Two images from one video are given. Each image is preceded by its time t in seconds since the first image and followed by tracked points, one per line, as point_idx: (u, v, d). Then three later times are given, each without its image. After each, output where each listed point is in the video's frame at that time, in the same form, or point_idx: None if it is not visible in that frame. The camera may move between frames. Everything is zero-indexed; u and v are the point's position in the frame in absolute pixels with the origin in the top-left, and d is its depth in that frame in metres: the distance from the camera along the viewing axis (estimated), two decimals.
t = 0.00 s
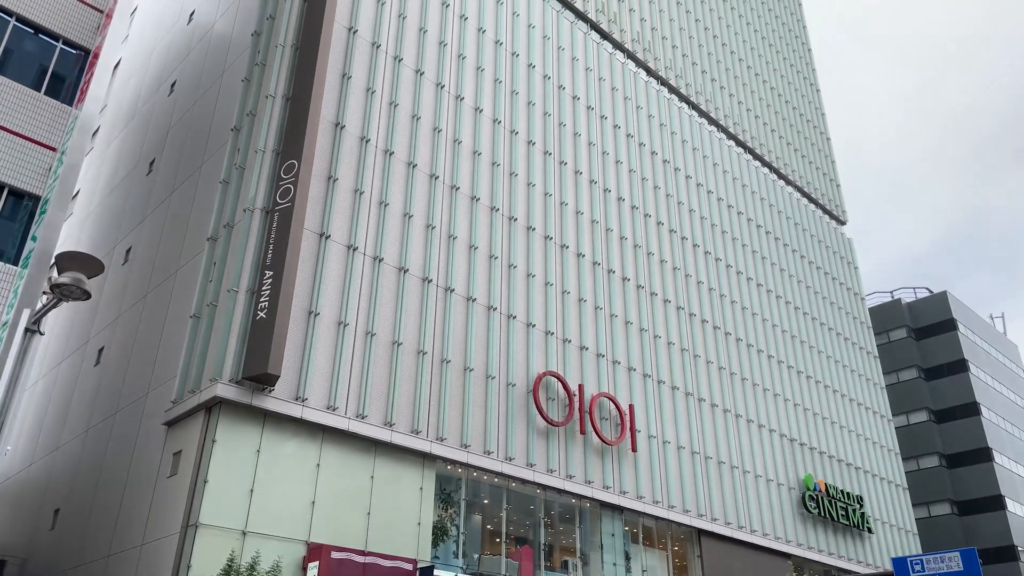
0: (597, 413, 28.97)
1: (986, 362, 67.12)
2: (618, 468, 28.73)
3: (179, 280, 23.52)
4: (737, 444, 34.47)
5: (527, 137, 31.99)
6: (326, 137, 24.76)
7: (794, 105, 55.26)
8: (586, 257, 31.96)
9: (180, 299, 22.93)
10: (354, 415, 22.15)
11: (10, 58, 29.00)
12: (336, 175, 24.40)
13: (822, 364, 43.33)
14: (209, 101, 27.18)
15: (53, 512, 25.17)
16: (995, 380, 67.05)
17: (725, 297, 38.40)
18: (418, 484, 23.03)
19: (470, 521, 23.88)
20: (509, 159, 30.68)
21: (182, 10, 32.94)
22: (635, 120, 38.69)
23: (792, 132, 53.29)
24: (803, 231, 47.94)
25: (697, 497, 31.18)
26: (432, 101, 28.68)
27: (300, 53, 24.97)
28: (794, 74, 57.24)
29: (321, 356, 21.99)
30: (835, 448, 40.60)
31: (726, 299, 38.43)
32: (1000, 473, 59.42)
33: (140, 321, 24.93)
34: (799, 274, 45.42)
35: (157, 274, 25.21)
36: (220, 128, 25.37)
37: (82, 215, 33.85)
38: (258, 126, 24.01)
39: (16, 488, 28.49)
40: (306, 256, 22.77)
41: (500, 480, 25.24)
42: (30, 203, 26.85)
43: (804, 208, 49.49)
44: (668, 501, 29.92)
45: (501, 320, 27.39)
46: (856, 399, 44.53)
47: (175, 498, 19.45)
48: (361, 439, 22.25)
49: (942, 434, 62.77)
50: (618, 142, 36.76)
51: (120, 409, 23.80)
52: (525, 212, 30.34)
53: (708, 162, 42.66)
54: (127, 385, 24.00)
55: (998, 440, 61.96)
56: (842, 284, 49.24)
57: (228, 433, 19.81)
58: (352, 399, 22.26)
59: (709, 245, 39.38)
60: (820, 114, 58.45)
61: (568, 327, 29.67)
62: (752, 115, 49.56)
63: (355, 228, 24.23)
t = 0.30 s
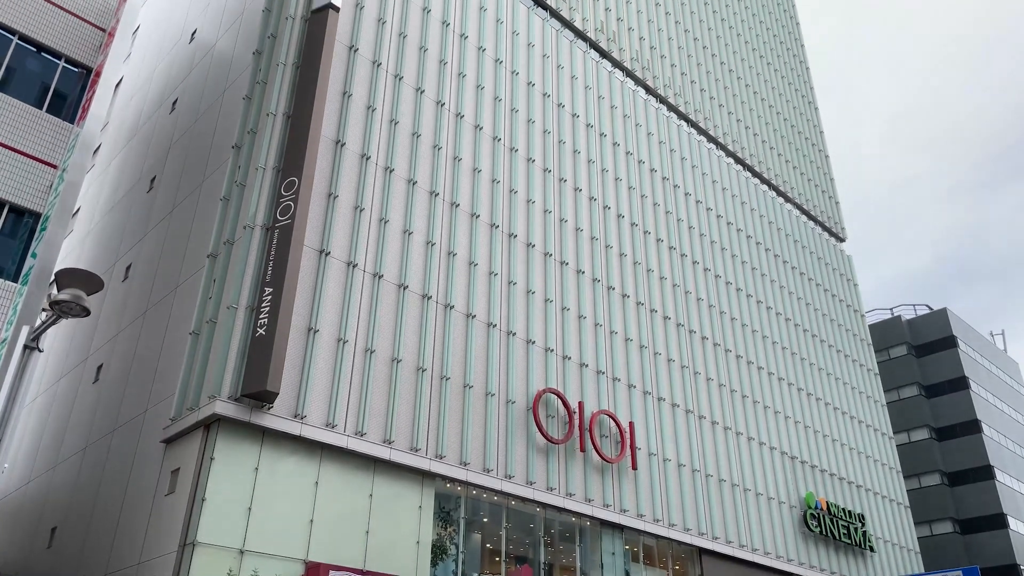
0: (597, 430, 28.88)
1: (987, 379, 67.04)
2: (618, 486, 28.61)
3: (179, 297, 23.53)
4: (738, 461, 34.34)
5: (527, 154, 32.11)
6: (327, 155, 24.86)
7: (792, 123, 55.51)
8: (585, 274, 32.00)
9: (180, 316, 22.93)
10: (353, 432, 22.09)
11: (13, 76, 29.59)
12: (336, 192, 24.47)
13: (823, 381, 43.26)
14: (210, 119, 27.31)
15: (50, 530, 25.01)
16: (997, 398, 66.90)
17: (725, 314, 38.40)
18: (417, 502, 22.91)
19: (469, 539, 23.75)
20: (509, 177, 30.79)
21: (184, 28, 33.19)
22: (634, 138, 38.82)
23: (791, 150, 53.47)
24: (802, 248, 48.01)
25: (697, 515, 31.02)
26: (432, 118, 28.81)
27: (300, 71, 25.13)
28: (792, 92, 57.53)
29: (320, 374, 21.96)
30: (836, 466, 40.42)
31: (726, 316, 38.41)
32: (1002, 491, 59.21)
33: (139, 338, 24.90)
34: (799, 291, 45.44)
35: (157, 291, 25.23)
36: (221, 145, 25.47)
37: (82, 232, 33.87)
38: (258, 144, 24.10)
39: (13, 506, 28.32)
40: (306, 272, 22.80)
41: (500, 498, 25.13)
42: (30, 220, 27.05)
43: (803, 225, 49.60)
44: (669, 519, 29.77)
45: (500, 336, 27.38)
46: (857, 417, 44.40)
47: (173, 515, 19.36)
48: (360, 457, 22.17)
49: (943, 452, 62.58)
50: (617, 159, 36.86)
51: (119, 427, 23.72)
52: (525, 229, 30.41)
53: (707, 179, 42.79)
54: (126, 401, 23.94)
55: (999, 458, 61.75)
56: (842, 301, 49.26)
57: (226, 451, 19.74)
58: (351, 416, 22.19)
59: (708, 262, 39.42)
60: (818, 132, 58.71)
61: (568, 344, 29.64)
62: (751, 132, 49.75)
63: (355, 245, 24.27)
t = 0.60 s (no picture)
0: (597, 449, 28.78)
1: (988, 398, 67.37)
2: (619, 504, 28.47)
3: (179, 315, 23.52)
4: (739, 479, 34.18)
5: (527, 172, 32.22)
6: (327, 172, 24.94)
7: (791, 141, 55.74)
8: (585, 291, 32.02)
9: (179, 333, 22.93)
10: (352, 450, 22.01)
11: (16, 95, 30.19)
12: (336, 210, 24.52)
13: (823, 399, 43.17)
14: (211, 137, 27.44)
15: (46, 549, 24.86)
16: (999, 416, 67.14)
17: (725, 331, 38.37)
18: (416, 521, 22.78)
19: (469, 559, 23.60)
20: (509, 194, 30.87)
21: (186, 46, 33.43)
22: (633, 156, 38.96)
23: (790, 167, 53.65)
24: (802, 265, 48.05)
25: (698, 534, 30.84)
26: (432, 136, 28.92)
27: (302, 89, 25.26)
28: (790, 110, 57.79)
29: (319, 391, 21.91)
30: (838, 484, 40.22)
31: (726, 333, 38.39)
32: (1004, 509, 59.38)
33: (138, 355, 24.87)
34: (798, 308, 45.44)
35: (157, 308, 25.23)
36: (222, 162, 25.55)
37: (83, 250, 33.88)
38: (259, 162, 24.20)
39: (10, 525, 28.16)
40: (306, 290, 22.80)
41: (499, 517, 25.00)
42: (31, 237, 27.59)
43: (802, 242, 49.69)
44: (669, 538, 29.60)
45: (500, 354, 27.35)
46: (858, 435, 44.23)
47: (171, 534, 19.25)
48: (359, 475, 22.07)
49: (945, 470, 62.75)
50: (616, 176, 36.98)
51: (117, 444, 23.65)
52: (524, 246, 30.47)
53: (707, 197, 42.91)
54: (124, 419, 23.88)
55: (1002, 476, 61.94)
56: (842, 318, 49.27)
57: (225, 469, 19.66)
58: (350, 434, 22.12)
59: (708, 279, 39.45)
60: (817, 150, 58.94)
61: (568, 361, 29.60)
62: (750, 150, 49.93)
63: (354, 262, 24.29)
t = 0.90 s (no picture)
0: (597, 467, 28.67)
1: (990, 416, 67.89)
2: (619, 523, 28.34)
3: (179, 332, 23.51)
4: (740, 497, 34.02)
5: (526, 189, 32.32)
6: (328, 190, 25.01)
7: (790, 159, 55.94)
8: (585, 308, 32.04)
9: (179, 351, 22.91)
10: (351, 468, 21.94)
11: (17, 113, 30.44)
12: (337, 227, 24.58)
13: (824, 417, 43.04)
14: (212, 155, 27.56)
15: (43, 567, 24.74)
16: (1000, 434, 67.61)
17: (725, 349, 38.31)
18: (415, 540, 22.66)
19: None
20: (509, 212, 30.95)
21: (188, 66, 33.64)
22: (633, 174, 39.08)
23: (789, 185, 53.80)
24: (801, 283, 48.09)
25: (699, 554, 30.65)
26: (433, 154, 29.03)
27: (303, 108, 25.39)
28: (789, 128, 58.03)
29: (318, 409, 21.85)
30: (839, 503, 40.00)
31: (726, 350, 38.34)
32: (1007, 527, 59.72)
33: (137, 373, 24.84)
34: (798, 326, 45.40)
35: (156, 325, 25.22)
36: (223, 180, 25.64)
37: (83, 267, 33.91)
38: (260, 180, 24.29)
39: (7, 543, 28.03)
40: (305, 307, 22.81)
41: (499, 536, 24.88)
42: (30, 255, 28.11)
43: (802, 260, 49.73)
44: (670, 557, 29.43)
45: (500, 371, 27.31)
46: (860, 453, 44.05)
47: (168, 553, 19.15)
48: (357, 493, 21.98)
49: (947, 488, 62.99)
50: (616, 194, 37.11)
51: (115, 462, 23.58)
52: (524, 263, 30.50)
53: (707, 215, 43.01)
54: (123, 436, 23.82)
55: (1005, 494, 62.31)
56: (842, 336, 49.23)
57: (223, 487, 19.59)
58: (349, 452, 22.05)
59: (708, 296, 39.47)
60: (817, 168, 59.12)
61: (568, 379, 29.55)
62: (749, 168, 50.08)
63: (354, 280, 24.31)
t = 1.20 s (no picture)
0: (598, 485, 28.53)
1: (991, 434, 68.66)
2: (620, 542, 28.18)
3: (178, 349, 23.47)
4: (741, 517, 33.83)
5: (526, 207, 32.40)
6: (328, 207, 25.07)
7: (789, 177, 56.13)
8: (585, 325, 32.02)
9: (178, 368, 22.87)
10: (350, 486, 21.84)
11: (19, 131, 30.71)
12: (337, 244, 24.63)
13: (825, 435, 42.88)
14: (213, 173, 27.64)
15: None
16: (1002, 452, 68.28)
17: (725, 366, 38.23)
18: (414, 559, 22.53)
19: None
20: (509, 229, 31.01)
21: (190, 84, 33.81)
22: (632, 191, 39.16)
23: (788, 203, 53.93)
24: (801, 300, 48.08)
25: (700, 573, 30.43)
26: (433, 172, 29.11)
27: (304, 125, 25.49)
28: (788, 147, 58.26)
29: (317, 427, 21.78)
30: (841, 521, 39.77)
31: (726, 367, 38.27)
32: (1009, 547, 60.37)
33: (136, 390, 24.79)
34: (799, 343, 45.33)
35: (155, 342, 25.19)
36: (224, 197, 25.71)
37: (83, 284, 33.90)
38: (260, 197, 24.35)
39: (4, 562, 27.86)
40: (305, 324, 22.80)
41: (499, 555, 24.75)
42: (31, 271, 28.39)
43: (802, 277, 49.75)
44: None
45: (500, 388, 27.26)
46: (861, 471, 43.86)
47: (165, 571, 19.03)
48: (356, 512, 21.86)
49: (949, 507, 63.74)
50: (616, 211, 37.21)
51: (113, 480, 23.49)
52: (524, 280, 30.51)
53: (707, 232, 43.10)
54: (121, 454, 23.74)
55: (1007, 513, 63.01)
56: (842, 353, 49.17)
57: (222, 505, 19.48)
58: (348, 470, 21.97)
59: (709, 313, 39.46)
60: (816, 185, 59.30)
61: (568, 396, 29.48)
62: (748, 186, 50.22)
63: (354, 297, 24.31)
